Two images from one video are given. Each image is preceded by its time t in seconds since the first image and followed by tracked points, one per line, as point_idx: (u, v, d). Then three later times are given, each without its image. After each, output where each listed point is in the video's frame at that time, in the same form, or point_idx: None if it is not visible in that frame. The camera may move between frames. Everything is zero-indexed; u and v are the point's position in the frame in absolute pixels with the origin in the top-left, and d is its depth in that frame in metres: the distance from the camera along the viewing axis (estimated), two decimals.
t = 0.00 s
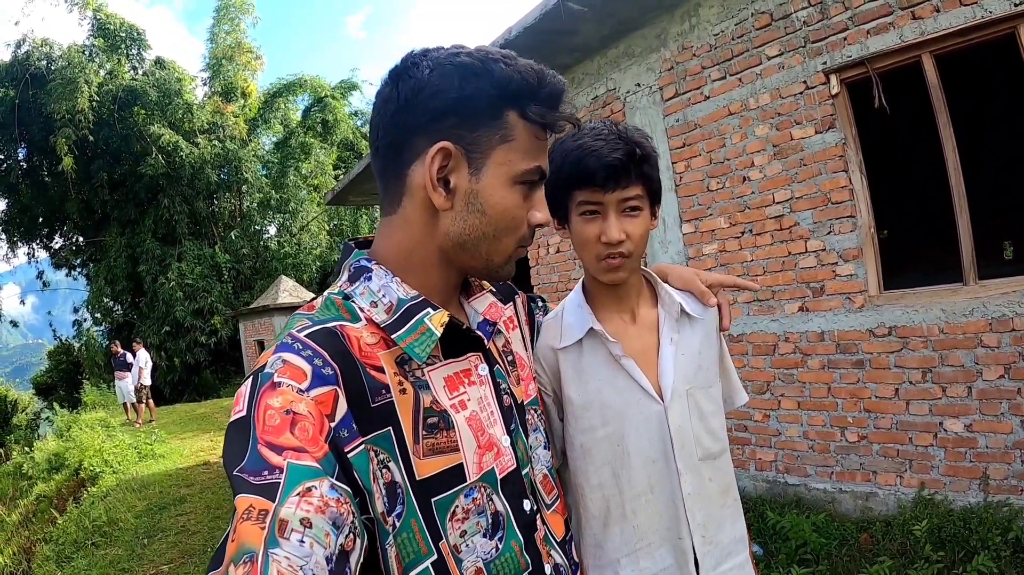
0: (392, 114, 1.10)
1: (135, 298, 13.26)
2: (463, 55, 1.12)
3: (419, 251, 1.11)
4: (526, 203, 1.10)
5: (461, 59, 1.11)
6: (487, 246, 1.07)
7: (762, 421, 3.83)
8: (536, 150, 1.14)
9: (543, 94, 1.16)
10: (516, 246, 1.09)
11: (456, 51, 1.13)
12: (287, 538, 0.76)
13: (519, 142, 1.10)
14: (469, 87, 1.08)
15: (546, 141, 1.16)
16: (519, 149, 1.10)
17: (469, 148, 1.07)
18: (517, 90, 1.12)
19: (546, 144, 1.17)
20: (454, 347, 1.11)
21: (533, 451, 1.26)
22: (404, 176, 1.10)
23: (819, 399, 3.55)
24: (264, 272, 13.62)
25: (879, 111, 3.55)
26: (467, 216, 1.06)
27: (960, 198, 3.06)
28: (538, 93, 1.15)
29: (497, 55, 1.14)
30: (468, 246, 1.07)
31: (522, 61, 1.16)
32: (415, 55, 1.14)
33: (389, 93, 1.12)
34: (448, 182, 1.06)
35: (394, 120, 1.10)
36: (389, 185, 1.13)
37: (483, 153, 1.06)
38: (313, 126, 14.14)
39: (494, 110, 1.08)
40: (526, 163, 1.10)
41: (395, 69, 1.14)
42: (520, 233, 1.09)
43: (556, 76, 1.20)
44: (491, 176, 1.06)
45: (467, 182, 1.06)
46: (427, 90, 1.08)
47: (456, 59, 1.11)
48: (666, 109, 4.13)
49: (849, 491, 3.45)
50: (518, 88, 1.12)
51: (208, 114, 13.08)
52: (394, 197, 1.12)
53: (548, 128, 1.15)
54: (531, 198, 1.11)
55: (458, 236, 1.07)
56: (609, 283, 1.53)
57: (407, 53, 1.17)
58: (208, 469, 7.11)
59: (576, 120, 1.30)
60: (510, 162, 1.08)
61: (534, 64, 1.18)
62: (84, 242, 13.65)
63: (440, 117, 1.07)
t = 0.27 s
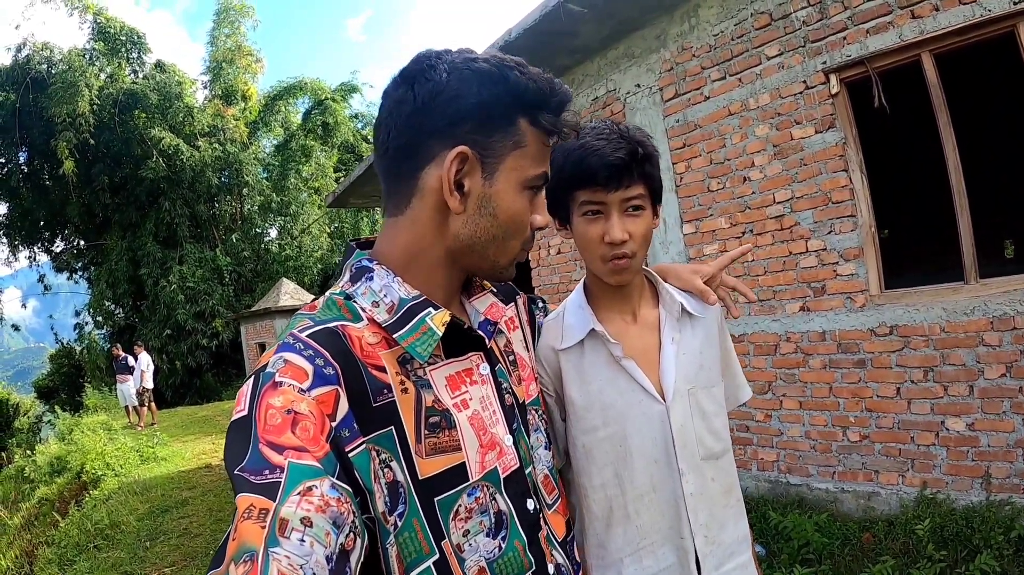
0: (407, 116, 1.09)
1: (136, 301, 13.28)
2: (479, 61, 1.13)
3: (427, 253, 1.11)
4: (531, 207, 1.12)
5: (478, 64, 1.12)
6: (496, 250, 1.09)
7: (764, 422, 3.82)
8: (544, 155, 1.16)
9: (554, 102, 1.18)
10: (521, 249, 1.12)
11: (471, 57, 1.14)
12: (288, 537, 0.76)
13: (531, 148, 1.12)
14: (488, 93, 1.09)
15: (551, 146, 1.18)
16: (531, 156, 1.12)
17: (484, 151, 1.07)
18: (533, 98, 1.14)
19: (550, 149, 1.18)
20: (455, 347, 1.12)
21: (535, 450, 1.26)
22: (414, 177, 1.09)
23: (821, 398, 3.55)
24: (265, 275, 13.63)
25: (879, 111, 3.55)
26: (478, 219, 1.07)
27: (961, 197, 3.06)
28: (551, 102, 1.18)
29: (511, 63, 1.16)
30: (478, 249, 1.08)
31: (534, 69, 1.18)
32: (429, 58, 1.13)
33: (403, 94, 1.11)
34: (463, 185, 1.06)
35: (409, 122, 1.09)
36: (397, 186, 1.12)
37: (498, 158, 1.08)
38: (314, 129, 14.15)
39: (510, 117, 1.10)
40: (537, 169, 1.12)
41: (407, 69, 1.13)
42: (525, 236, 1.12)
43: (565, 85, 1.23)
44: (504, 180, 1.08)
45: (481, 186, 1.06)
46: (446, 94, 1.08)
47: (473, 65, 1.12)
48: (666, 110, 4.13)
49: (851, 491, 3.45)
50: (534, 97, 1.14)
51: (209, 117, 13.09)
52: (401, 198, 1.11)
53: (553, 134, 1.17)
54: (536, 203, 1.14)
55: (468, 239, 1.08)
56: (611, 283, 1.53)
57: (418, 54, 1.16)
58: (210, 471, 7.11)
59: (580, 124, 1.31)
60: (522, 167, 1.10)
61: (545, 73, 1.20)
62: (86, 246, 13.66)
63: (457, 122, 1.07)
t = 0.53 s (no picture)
0: (410, 115, 1.09)
1: (140, 303, 13.31)
2: (482, 61, 1.12)
3: (427, 252, 1.11)
4: (531, 209, 1.12)
5: (482, 65, 1.12)
6: (494, 251, 1.09)
7: (767, 422, 3.81)
8: (544, 157, 1.16)
9: (557, 105, 1.18)
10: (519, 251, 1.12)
11: (475, 57, 1.13)
12: (286, 541, 0.76)
13: (533, 150, 1.12)
14: (490, 94, 1.09)
15: (553, 149, 1.18)
16: (533, 158, 1.12)
17: (487, 152, 1.07)
18: (536, 100, 1.14)
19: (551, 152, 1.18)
20: (454, 347, 1.11)
21: (534, 452, 1.26)
22: (415, 177, 1.09)
23: (824, 398, 3.54)
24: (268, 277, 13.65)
25: (881, 110, 3.54)
26: (478, 220, 1.07)
27: (965, 195, 3.04)
28: (553, 103, 1.18)
29: (515, 64, 1.16)
30: (476, 249, 1.08)
31: (537, 71, 1.18)
32: (433, 58, 1.13)
33: (406, 94, 1.11)
34: (464, 186, 1.06)
35: (412, 122, 1.09)
36: (398, 186, 1.12)
37: (500, 159, 1.08)
38: (316, 131, 14.17)
39: (512, 118, 1.10)
40: (538, 172, 1.13)
41: (410, 68, 1.13)
42: (523, 237, 1.12)
43: (568, 87, 1.23)
44: (505, 182, 1.08)
45: (482, 187, 1.06)
46: (449, 94, 1.08)
47: (476, 65, 1.12)
48: (669, 110, 4.13)
49: (854, 491, 3.44)
50: (536, 99, 1.14)
51: (212, 120, 13.11)
52: (402, 199, 1.11)
53: (555, 137, 1.17)
54: (537, 205, 1.14)
55: (466, 240, 1.08)
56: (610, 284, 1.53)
57: (421, 54, 1.16)
58: (213, 473, 7.12)
59: (581, 127, 1.31)
60: (524, 170, 1.10)
61: (547, 75, 1.20)
62: (89, 249, 13.70)
63: (459, 122, 1.07)
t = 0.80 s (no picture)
0: (414, 114, 1.09)
1: (143, 306, 13.35)
2: (487, 63, 1.13)
3: (428, 252, 1.11)
4: (533, 210, 1.12)
5: (487, 67, 1.12)
6: (496, 252, 1.09)
7: (770, 422, 3.81)
8: (546, 159, 1.16)
9: (560, 107, 1.19)
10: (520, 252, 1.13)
11: (479, 59, 1.14)
12: (288, 540, 0.76)
13: (535, 152, 1.12)
14: (494, 96, 1.10)
15: (555, 152, 1.19)
16: (535, 160, 1.12)
17: (490, 154, 1.08)
18: (539, 103, 1.14)
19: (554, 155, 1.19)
20: (454, 347, 1.12)
21: (535, 452, 1.26)
22: (418, 177, 1.09)
23: (827, 398, 3.53)
24: (272, 280, 13.67)
25: (882, 108, 3.53)
26: (480, 221, 1.07)
27: (966, 193, 3.04)
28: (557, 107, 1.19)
29: (519, 66, 1.16)
30: (478, 250, 1.09)
31: (541, 74, 1.19)
32: (438, 58, 1.14)
33: (410, 93, 1.11)
34: (466, 186, 1.06)
35: (416, 121, 1.09)
36: (400, 185, 1.12)
37: (502, 160, 1.08)
38: (319, 133, 14.20)
39: (516, 120, 1.11)
40: (540, 174, 1.13)
41: (415, 69, 1.14)
42: (524, 239, 1.12)
43: (571, 91, 1.24)
44: (508, 184, 1.08)
45: (484, 188, 1.07)
46: (453, 95, 1.08)
47: (481, 67, 1.12)
48: (670, 110, 4.13)
49: (858, 490, 3.43)
50: (540, 102, 1.15)
51: (214, 123, 13.16)
52: (404, 198, 1.12)
53: (557, 139, 1.18)
54: (538, 207, 1.14)
55: (469, 240, 1.08)
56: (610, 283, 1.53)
57: (426, 54, 1.16)
58: (217, 475, 7.14)
59: (582, 129, 1.31)
60: (526, 171, 1.11)
61: (551, 78, 1.21)
62: (93, 252, 13.75)
63: (462, 123, 1.08)
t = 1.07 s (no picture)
0: (412, 113, 1.09)
1: (148, 311, 13.40)
2: (486, 64, 1.13)
3: (424, 252, 1.11)
4: (529, 212, 1.12)
5: (485, 68, 1.13)
6: (493, 252, 1.09)
7: (775, 421, 3.80)
8: (543, 160, 1.16)
9: (558, 110, 1.19)
10: (517, 253, 1.12)
11: (478, 60, 1.15)
12: (283, 541, 0.76)
13: (532, 153, 1.12)
14: (492, 97, 1.10)
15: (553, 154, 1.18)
16: (532, 161, 1.12)
17: (487, 155, 1.08)
18: (537, 105, 1.14)
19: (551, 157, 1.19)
20: (451, 349, 1.11)
21: (533, 452, 1.26)
22: (415, 177, 1.10)
23: (831, 397, 3.52)
24: (276, 283, 13.70)
25: (883, 106, 3.52)
26: (477, 221, 1.07)
27: (969, 190, 3.03)
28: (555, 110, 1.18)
29: (518, 68, 1.17)
30: (474, 251, 1.08)
31: (539, 76, 1.19)
32: (437, 59, 1.15)
33: (409, 93, 1.12)
34: (463, 186, 1.06)
35: (413, 121, 1.09)
36: (397, 185, 1.12)
37: (498, 161, 1.08)
38: (322, 137, 14.25)
39: (514, 120, 1.10)
40: (536, 176, 1.13)
41: (414, 69, 1.14)
42: (521, 242, 1.12)
43: (570, 94, 1.24)
44: (503, 185, 1.08)
45: (481, 188, 1.07)
46: (452, 95, 1.09)
47: (479, 68, 1.12)
48: (671, 110, 4.13)
49: (864, 489, 3.41)
50: (537, 103, 1.15)
51: (217, 128, 13.20)
52: (401, 198, 1.11)
53: (555, 141, 1.18)
54: (534, 209, 1.14)
55: (465, 240, 1.08)
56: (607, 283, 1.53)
57: (425, 55, 1.17)
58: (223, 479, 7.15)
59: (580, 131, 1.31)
60: (522, 173, 1.10)
61: (550, 80, 1.21)
62: (97, 257, 13.79)
63: (460, 123, 1.08)
